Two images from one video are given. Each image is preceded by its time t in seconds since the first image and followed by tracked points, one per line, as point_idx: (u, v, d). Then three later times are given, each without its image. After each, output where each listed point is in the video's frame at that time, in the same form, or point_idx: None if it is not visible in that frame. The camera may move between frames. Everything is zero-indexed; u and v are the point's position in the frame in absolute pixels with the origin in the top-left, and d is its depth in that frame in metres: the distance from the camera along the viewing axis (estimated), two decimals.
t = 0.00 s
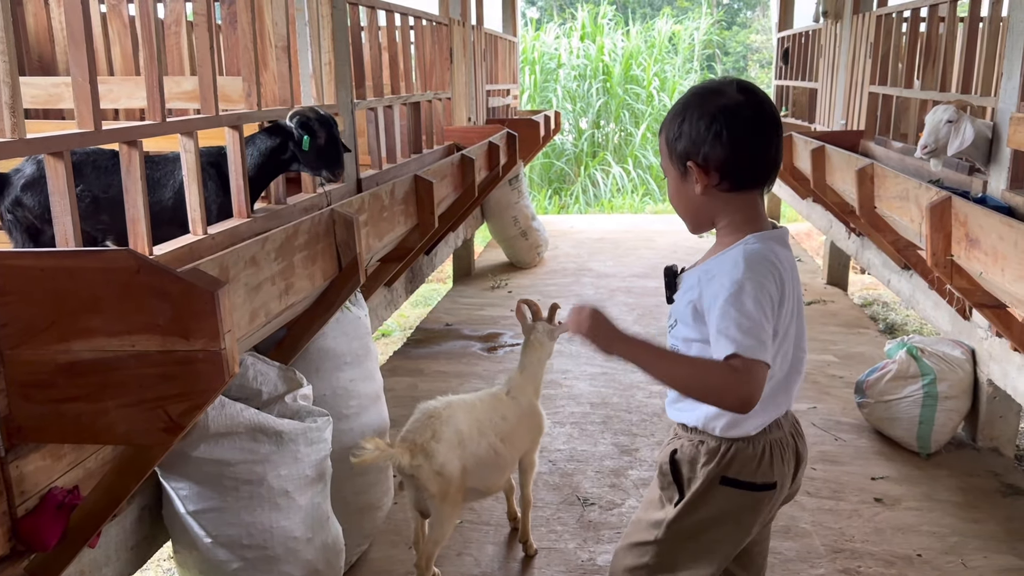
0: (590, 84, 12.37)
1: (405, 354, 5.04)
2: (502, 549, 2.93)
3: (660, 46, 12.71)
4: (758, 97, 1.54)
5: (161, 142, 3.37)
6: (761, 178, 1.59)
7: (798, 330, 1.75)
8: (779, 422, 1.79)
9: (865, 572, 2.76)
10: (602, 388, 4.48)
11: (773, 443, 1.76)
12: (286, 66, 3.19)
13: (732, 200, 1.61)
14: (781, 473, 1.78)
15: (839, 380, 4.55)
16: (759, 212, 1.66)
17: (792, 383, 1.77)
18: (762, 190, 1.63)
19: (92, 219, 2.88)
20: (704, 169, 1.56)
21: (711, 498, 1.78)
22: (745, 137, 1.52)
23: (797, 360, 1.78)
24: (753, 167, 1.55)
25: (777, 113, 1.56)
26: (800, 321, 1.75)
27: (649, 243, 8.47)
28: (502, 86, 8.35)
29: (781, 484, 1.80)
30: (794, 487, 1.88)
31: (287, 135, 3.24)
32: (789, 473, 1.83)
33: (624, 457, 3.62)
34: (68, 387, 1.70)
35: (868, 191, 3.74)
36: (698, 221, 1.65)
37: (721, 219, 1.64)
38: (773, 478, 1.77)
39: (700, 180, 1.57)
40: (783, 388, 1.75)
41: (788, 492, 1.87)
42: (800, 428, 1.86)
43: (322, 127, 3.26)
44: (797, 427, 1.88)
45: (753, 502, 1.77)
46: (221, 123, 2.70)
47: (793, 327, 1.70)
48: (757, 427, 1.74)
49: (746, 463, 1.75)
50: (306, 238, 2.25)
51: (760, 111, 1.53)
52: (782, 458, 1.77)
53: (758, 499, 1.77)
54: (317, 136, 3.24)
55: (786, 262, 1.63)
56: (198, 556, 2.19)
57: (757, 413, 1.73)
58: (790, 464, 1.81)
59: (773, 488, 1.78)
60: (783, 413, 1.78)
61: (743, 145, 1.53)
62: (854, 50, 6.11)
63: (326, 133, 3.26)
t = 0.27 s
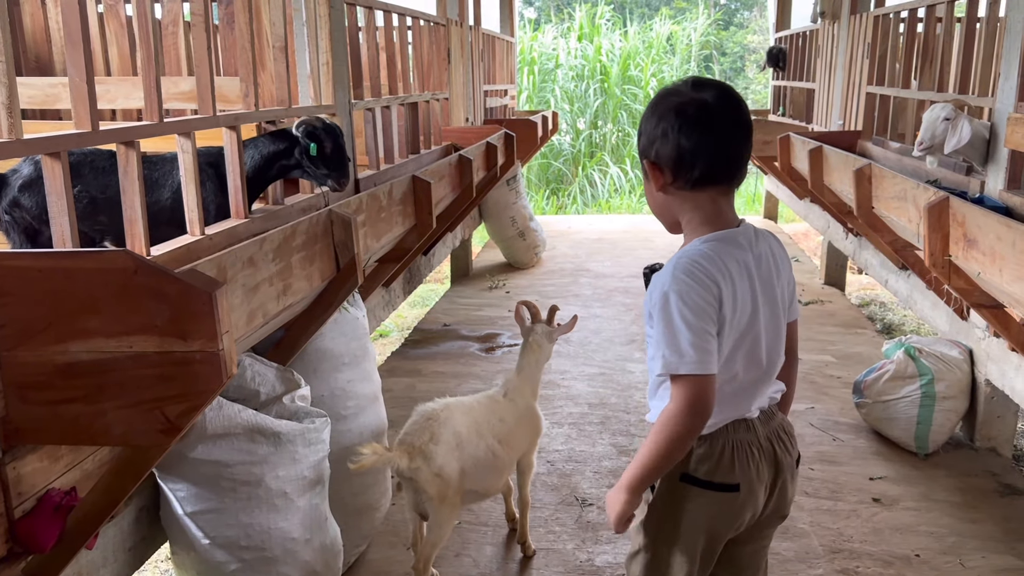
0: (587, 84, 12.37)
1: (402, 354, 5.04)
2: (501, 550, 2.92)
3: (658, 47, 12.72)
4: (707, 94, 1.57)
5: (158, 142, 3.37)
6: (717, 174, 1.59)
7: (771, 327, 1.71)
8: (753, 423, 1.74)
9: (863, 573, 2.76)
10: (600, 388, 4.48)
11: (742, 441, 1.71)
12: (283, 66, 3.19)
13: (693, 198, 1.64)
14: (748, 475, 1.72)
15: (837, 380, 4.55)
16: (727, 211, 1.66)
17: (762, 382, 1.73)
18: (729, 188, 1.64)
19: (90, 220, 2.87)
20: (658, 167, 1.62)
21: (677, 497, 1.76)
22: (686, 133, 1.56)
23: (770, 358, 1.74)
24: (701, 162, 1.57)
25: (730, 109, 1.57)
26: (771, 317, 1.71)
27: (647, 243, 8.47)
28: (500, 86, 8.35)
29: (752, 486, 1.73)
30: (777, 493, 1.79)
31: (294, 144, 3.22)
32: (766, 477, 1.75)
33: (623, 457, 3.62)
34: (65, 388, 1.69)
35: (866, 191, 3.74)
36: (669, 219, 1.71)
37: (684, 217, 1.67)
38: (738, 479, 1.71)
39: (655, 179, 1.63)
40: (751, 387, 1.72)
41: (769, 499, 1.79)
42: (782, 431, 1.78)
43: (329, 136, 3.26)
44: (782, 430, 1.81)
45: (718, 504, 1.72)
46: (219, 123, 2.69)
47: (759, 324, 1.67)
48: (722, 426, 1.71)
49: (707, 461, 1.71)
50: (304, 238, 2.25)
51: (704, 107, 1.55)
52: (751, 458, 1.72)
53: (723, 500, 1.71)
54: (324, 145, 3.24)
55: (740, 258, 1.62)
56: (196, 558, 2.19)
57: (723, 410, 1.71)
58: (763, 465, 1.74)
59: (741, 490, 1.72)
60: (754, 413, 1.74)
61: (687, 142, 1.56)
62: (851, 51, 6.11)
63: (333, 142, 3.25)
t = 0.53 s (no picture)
0: (586, 85, 12.37)
1: (401, 356, 5.03)
2: (499, 552, 2.92)
3: (656, 47, 12.72)
4: (685, 95, 1.60)
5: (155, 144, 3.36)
6: (695, 174, 1.62)
7: (742, 331, 1.70)
8: (723, 423, 1.73)
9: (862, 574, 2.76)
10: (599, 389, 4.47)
11: (704, 440, 1.71)
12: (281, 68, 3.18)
13: (673, 197, 1.67)
14: (705, 471, 1.71)
15: (835, 382, 4.54)
16: (708, 211, 1.68)
17: (733, 385, 1.71)
18: (711, 187, 1.66)
19: (87, 221, 2.86)
20: (640, 165, 1.67)
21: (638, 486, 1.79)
22: (661, 132, 1.60)
23: (744, 361, 1.72)
24: (677, 162, 1.60)
25: (708, 110, 1.59)
26: (744, 322, 1.70)
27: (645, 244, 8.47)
28: (498, 87, 8.35)
29: (712, 485, 1.72)
30: (743, 496, 1.76)
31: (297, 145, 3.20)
32: (730, 478, 1.73)
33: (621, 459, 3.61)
34: (62, 392, 1.69)
35: (864, 192, 3.74)
36: (658, 217, 1.75)
37: (667, 215, 1.71)
38: (694, 474, 1.71)
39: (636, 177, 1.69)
40: (721, 388, 1.70)
41: (737, 502, 1.77)
42: (755, 434, 1.75)
43: (331, 140, 3.24)
44: (759, 435, 1.77)
45: (674, 497, 1.73)
46: (216, 124, 2.69)
47: (724, 324, 1.67)
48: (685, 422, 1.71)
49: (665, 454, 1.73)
50: (302, 240, 2.24)
51: (680, 108, 1.59)
52: (712, 456, 1.71)
53: (679, 495, 1.72)
54: (325, 149, 3.23)
55: (702, 258, 1.65)
56: (193, 560, 2.18)
57: (687, 407, 1.70)
58: (724, 465, 1.72)
59: (697, 486, 1.72)
60: (722, 415, 1.71)
61: (662, 141, 1.60)
62: (849, 51, 6.11)
63: (334, 146, 3.24)
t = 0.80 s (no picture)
0: (585, 85, 12.36)
1: (399, 357, 5.02)
2: (497, 554, 2.91)
3: (655, 47, 12.73)
4: (690, 105, 1.62)
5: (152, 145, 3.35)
6: (693, 184, 1.65)
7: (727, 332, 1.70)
8: (712, 418, 1.72)
9: None
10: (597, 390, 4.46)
11: (687, 432, 1.72)
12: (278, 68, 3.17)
13: (672, 204, 1.71)
14: (689, 462, 1.72)
15: (834, 382, 4.54)
16: (706, 219, 1.71)
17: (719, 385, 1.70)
18: (711, 197, 1.68)
19: (83, 222, 2.85)
20: (645, 169, 1.71)
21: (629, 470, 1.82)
22: (662, 141, 1.64)
23: (733, 362, 1.70)
24: (674, 171, 1.64)
25: (709, 123, 1.61)
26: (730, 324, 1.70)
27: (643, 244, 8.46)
28: (496, 87, 8.34)
29: (696, 475, 1.72)
30: (733, 492, 1.74)
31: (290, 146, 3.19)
32: (715, 469, 1.73)
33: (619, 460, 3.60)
34: (56, 395, 1.67)
35: (863, 193, 3.73)
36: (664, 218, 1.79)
37: (669, 218, 1.75)
38: (675, 463, 1.72)
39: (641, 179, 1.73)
40: (705, 386, 1.70)
41: (726, 495, 1.75)
42: (746, 430, 1.72)
43: (327, 141, 3.23)
44: (754, 432, 1.74)
45: (657, 483, 1.75)
46: (213, 125, 2.68)
47: (708, 321, 1.68)
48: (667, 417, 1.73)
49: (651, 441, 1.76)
50: (298, 242, 2.23)
51: (682, 118, 1.62)
52: (694, 446, 1.72)
53: (661, 481, 1.74)
54: (322, 151, 3.21)
55: (684, 258, 1.68)
56: (190, 563, 2.18)
57: (669, 403, 1.71)
58: (707, 457, 1.72)
59: (679, 475, 1.73)
60: (711, 410, 1.70)
61: (663, 149, 1.64)
62: (848, 52, 6.11)
63: (331, 147, 3.23)
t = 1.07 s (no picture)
0: (584, 86, 12.37)
1: (397, 360, 5.02)
2: (494, 559, 2.91)
3: (654, 49, 12.74)
4: (681, 136, 1.76)
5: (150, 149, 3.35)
6: (681, 210, 1.79)
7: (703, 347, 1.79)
8: (687, 428, 1.83)
9: None
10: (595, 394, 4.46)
11: (661, 440, 1.84)
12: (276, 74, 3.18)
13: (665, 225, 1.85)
14: (659, 467, 1.84)
15: (832, 386, 4.54)
16: (696, 238, 1.82)
17: (692, 396, 1.80)
18: (700, 224, 1.80)
19: (80, 228, 2.85)
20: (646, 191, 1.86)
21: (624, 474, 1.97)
22: (653, 168, 1.79)
23: (711, 376, 1.79)
24: (665, 196, 1.79)
25: (696, 152, 1.74)
26: (706, 340, 1.80)
27: (642, 246, 8.46)
28: (495, 89, 8.34)
29: (668, 482, 1.83)
30: (704, 502, 1.82)
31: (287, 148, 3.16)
32: (686, 478, 1.83)
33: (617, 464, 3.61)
34: (53, 404, 1.68)
35: (860, 197, 3.74)
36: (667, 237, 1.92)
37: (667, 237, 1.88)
38: (648, 468, 1.85)
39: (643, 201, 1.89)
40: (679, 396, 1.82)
41: (700, 505, 1.84)
42: (717, 444, 1.81)
43: (326, 142, 3.18)
44: (727, 446, 1.82)
45: (638, 486, 1.89)
46: (210, 131, 2.68)
47: (689, 335, 1.80)
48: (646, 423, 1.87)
49: (634, 448, 1.90)
50: (295, 249, 2.23)
51: (673, 149, 1.76)
52: (666, 454, 1.83)
53: (639, 484, 1.88)
54: (320, 151, 3.17)
55: (665, 275, 1.80)
56: (187, 570, 2.18)
57: (645, 407, 1.86)
58: (676, 465, 1.83)
59: (652, 480, 1.85)
60: (686, 418, 1.81)
61: (655, 175, 1.79)
62: (846, 55, 6.12)
63: (329, 148, 3.19)
